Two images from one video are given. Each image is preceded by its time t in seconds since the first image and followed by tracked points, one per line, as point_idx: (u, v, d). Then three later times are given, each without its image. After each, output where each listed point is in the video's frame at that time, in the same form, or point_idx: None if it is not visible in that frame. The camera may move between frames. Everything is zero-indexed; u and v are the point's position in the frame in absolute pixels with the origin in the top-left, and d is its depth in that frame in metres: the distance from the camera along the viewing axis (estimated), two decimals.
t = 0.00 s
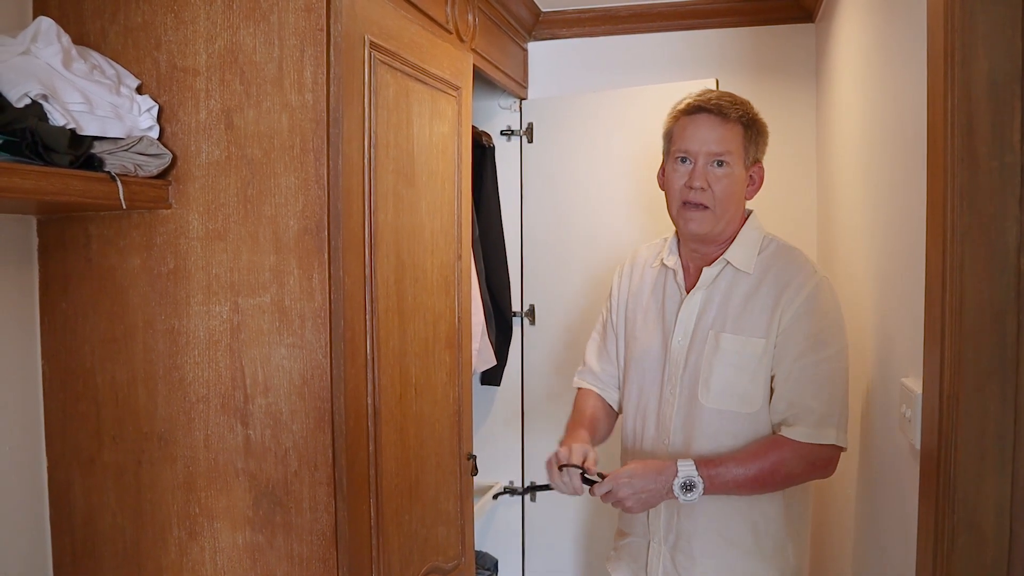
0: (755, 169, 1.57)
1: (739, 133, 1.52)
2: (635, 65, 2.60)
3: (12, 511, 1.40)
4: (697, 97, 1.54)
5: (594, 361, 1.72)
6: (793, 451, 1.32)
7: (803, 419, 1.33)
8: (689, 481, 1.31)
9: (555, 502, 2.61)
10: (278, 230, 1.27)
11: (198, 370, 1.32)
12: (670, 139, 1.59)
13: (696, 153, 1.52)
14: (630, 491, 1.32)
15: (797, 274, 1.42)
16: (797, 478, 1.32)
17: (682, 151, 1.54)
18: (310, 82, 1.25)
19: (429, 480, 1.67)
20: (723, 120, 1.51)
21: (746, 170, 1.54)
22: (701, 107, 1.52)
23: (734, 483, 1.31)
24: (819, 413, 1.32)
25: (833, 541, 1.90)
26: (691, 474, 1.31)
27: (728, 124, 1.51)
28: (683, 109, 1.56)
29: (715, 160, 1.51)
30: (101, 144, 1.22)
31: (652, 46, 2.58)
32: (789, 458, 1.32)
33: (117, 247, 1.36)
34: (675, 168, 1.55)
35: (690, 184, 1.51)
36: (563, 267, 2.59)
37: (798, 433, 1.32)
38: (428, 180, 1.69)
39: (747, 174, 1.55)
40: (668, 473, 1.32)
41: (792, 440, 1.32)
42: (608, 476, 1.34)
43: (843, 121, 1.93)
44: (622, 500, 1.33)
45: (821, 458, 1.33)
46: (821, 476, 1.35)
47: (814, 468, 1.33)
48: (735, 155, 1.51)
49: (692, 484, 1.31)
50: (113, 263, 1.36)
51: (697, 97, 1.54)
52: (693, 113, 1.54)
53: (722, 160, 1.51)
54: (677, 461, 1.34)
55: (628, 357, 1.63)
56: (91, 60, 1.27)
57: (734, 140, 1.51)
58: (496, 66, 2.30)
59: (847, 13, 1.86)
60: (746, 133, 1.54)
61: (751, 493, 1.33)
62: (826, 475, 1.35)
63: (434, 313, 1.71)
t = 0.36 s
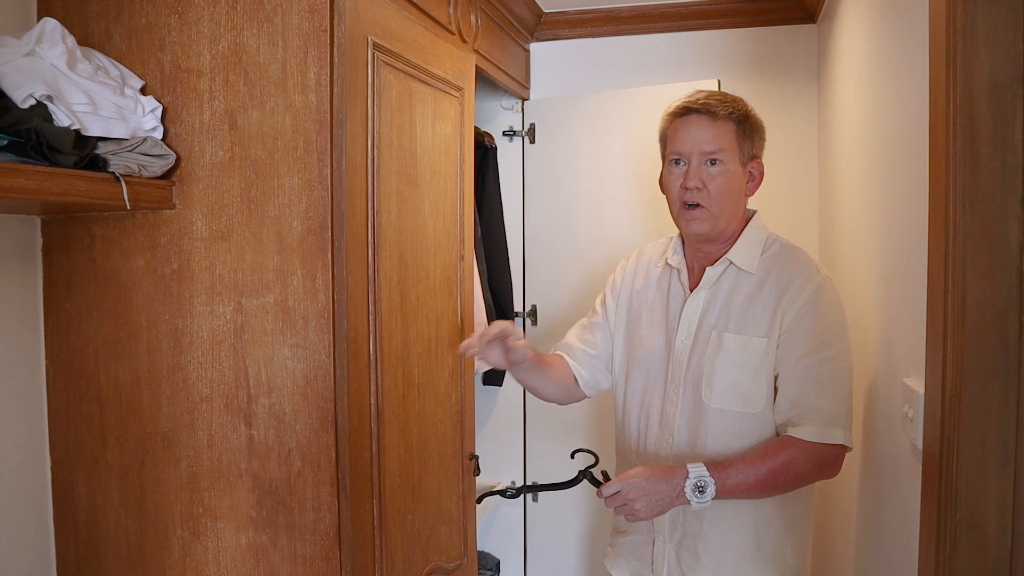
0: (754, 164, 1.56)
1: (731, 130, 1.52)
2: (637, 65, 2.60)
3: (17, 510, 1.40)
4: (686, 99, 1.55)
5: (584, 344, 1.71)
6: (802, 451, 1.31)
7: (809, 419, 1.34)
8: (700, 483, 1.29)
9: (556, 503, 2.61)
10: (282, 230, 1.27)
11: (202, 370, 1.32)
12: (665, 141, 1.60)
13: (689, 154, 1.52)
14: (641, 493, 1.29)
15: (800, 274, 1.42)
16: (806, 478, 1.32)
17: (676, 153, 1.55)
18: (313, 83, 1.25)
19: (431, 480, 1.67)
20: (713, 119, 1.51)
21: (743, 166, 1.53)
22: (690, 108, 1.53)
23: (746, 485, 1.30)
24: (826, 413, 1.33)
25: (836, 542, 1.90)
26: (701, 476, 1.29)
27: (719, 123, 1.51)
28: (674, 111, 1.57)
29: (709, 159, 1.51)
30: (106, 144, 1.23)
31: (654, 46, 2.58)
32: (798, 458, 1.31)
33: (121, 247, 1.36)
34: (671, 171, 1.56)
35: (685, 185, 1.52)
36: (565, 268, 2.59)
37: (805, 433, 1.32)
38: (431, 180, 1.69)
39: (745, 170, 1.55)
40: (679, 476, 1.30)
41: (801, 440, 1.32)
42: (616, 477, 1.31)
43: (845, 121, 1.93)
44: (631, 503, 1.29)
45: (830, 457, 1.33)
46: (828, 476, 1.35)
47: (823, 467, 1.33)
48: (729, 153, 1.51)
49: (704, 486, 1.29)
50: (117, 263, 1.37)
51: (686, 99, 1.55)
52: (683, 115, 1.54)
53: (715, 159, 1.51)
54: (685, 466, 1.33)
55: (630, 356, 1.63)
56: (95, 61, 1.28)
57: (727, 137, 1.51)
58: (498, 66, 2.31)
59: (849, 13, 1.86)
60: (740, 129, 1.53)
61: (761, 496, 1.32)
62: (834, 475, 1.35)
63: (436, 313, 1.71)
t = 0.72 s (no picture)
0: (753, 171, 1.56)
1: (734, 136, 1.51)
2: (638, 64, 2.60)
3: (19, 510, 1.41)
4: (693, 99, 1.53)
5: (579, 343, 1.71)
6: (813, 451, 1.31)
7: (819, 419, 1.34)
8: (719, 494, 1.29)
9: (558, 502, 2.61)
10: (283, 230, 1.27)
11: (203, 369, 1.33)
12: (665, 140, 1.59)
13: (691, 157, 1.51)
14: (659, 508, 1.28)
15: (795, 274, 1.42)
16: (820, 479, 1.32)
17: (678, 155, 1.54)
18: (314, 83, 1.25)
19: (432, 479, 1.67)
20: (718, 123, 1.50)
21: (743, 173, 1.53)
22: (696, 110, 1.51)
23: (763, 492, 1.29)
24: (834, 414, 1.32)
25: (838, 541, 1.90)
26: (719, 487, 1.28)
27: (723, 127, 1.50)
28: (680, 111, 1.55)
29: (711, 164, 1.50)
30: (107, 144, 1.23)
31: (655, 45, 2.58)
32: (810, 459, 1.31)
33: (122, 247, 1.36)
34: (671, 172, 1.55)
35: (685, 189, 1.51)
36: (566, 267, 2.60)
37: (814, 434, 1.32)
38: (432, 179, 1.69)
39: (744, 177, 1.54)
40: (697, 490, 1.29)
41: (809, 441, 1.32)
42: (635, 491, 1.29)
43: (846, 120, 1.93)
44: (651, 519, 1.28)
45: (840, 455, 1.33)
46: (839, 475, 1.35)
47: (835, 466, 1.33)
48: (731, 159, 1.51)
49: (724, 497, 1.28)
50: (118, 263, 1.37)
51: (693, 99, 1.53)
52: (688, 116, 1.53)
53: (717, 165, 1.50)
54: (701, 477, 1.32)
55: (627, 359, 1.63)
56: (97, 60, 1.28)
57: (730, 143, 1.51)
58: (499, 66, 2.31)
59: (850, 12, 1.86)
60: (744, 135, 1.52)
61: (779, 501, 1.31)
62: (846, 472, 1.35)
63: (438, 313, 1.71)
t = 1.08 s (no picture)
0: (753, 170, 1.56)
1: (734, 136, 1.51)
2: (640, 64, 2.60)
3: (21, 509, 1.41)
4: (690, 100, 1.53)
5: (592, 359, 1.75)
6: (809, 458, 1.31)
7: (815, 426, 1.33)
8: (713, 499, 1.28)
9: (559, 501, 2.61)
10: (284, 230, 1.27)
11: (204, 369, 1.32)
12: (665, 141, 1.58)
13: (691, 159, 1.51)
14: (653, 505, 1.28)
15: (796, 277, 1.41)
16: (815, 485, 1.31)
17: (677, 156, 1.53)
18: (316, 82, 1.25)
19: (434, 479, 1.67)
20: (718, 124, 1.50)
21: (743, 173, 1.53)
22: (694, 111, 1.51)
23: (756, 497, 1.29)
24: (833, 418, 1.32)
25: (840, 542, 1.90)
26: (715, 492, 1.28)
27: (722, 128, 1.50)
28: (677, 113, 1.55)
29: (711, 166, 1.50)
30: (109, 144, 1.22)
31: (657, 44, 2.57)
32: (806, 465, 1.31)
33: (124, 247, 1.36)
34: (670, 173, 1.55)
35: (685, 191, 1.51)
36: (567, 267, 2.59)
37: (811, 441, 1.32)
38: (434, 179, 1.69)
39: (744, 177, 1.54)
40: (692, 494, 1.29)
41: (807, 447, 1.32)
42: (632, 486, 1.29)
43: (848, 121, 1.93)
44: (642, 515, 1.28)
45: (838, 462, 1.32)
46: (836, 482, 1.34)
47: (831, 472, 1.32)
48: (730, 159, 1.50)
49: (717, 503, 1.28)
50: (119, 262, 1.37)
51: (690, 100, 1.53)
52: (686, 118, 1.53)
53: (717, 166, 1.50)
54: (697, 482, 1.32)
55: (628, 362, 1.63)
56: (98, 60, 1.28)
57: (730, 143, 1.50)
58: (501, 65, 2.30)
59: (852, 13, 1.85)
60: (743, 135, 1.52)
61: (772, 505, 1.31)
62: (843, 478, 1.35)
63: (439, 313, 1.71)
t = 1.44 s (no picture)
0: (755, 168, 1.56)
1: (737, 132, 1.51)
2: (643, 65, 2.60)
3: (26, 510, 1.41)
4: (694, 97, 1.54)
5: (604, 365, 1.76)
6: (803, 455, 1.30)
7: (812, 422, 1.32)
8: (701, 494, 1.28)
9: (562, 503, 2.61)
10: (288, 231, 1.27)
11: (209, 370, 1.32)
12: (669, 137, 1.59)
13: (694, 152, 1.51)
14: (643, 505, 1.28)
15: (797, 274, 1.41)
16: (808, 483, 1.31)
17: (680, 151, 1.54)
18: (320, 84, 1.25)
19: (438, 480, 1.67)
20: (720, 119, 1.50)
21: (745, 169, 1.53)
22: (697, 106, 1.52)
23: (746, 494, 1.29)
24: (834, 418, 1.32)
25: (844, 544, 1.90)
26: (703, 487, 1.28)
27: (726, 123, 1.51)
28: (681, 108, 1.55)
29: (713, 159, 1.50)
30: (113, 145, 1.23)
31: (660, 46, 2.58)
32: (800, 462, 1.30)
33: (128, 248, 1.36)
34: (673, 168, 1.55)
35: (688, 183, 1.50)
36: (570, 268, 2.59)
37: (806, 437, 1.31)
38: (438, 181, 1.69)
39: (746, 173, 1.54)
40: (679, 489, 1.29)
41: (801, 444, 1.31)
42: (618, 490, 1.30)
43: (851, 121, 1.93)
44: (633, 516, 1.28)
45: (833, 460, 1.32)
46: (830, 483, 1.33)
47: (824, 470, 1.31)
48: (733, 154, 1.51)
49: (705, 498, 1.27)
50: (124, 263, 1.37)
51: (694, 97, 1.54)
52: (689, 113, 1.53)
53: (720, 159, 1.50)
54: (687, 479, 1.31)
55: (628, 359, 1.63)
56: (103, 62, 1.28)
57: (733, 138, 1.51)
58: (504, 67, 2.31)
59: (855, 13, 1.86)
60: (745, 131, 1.53)
61: (763, 503, 1.31)
62: (838, 478, 1.34)
63: (443, 314, 1.71)
